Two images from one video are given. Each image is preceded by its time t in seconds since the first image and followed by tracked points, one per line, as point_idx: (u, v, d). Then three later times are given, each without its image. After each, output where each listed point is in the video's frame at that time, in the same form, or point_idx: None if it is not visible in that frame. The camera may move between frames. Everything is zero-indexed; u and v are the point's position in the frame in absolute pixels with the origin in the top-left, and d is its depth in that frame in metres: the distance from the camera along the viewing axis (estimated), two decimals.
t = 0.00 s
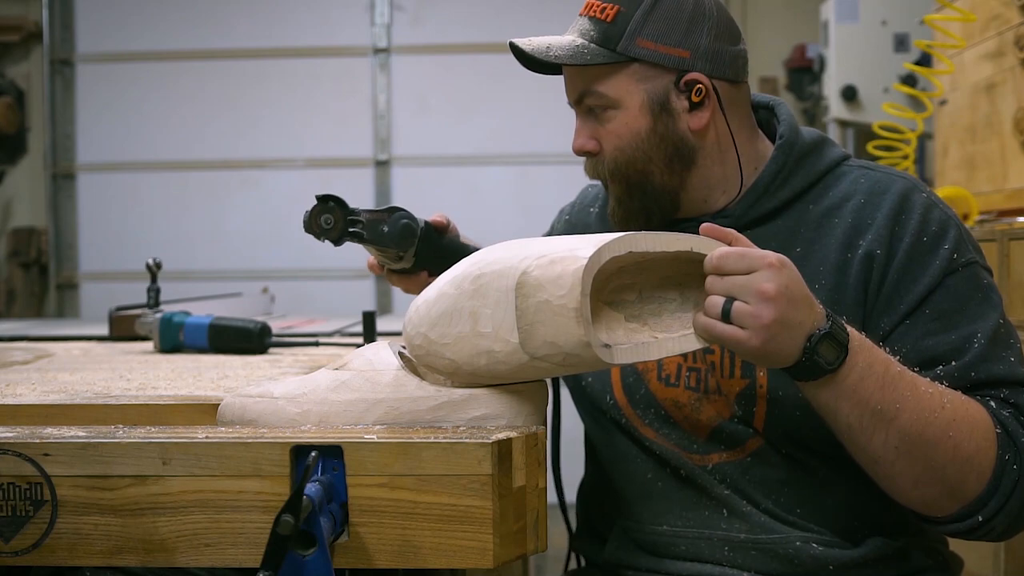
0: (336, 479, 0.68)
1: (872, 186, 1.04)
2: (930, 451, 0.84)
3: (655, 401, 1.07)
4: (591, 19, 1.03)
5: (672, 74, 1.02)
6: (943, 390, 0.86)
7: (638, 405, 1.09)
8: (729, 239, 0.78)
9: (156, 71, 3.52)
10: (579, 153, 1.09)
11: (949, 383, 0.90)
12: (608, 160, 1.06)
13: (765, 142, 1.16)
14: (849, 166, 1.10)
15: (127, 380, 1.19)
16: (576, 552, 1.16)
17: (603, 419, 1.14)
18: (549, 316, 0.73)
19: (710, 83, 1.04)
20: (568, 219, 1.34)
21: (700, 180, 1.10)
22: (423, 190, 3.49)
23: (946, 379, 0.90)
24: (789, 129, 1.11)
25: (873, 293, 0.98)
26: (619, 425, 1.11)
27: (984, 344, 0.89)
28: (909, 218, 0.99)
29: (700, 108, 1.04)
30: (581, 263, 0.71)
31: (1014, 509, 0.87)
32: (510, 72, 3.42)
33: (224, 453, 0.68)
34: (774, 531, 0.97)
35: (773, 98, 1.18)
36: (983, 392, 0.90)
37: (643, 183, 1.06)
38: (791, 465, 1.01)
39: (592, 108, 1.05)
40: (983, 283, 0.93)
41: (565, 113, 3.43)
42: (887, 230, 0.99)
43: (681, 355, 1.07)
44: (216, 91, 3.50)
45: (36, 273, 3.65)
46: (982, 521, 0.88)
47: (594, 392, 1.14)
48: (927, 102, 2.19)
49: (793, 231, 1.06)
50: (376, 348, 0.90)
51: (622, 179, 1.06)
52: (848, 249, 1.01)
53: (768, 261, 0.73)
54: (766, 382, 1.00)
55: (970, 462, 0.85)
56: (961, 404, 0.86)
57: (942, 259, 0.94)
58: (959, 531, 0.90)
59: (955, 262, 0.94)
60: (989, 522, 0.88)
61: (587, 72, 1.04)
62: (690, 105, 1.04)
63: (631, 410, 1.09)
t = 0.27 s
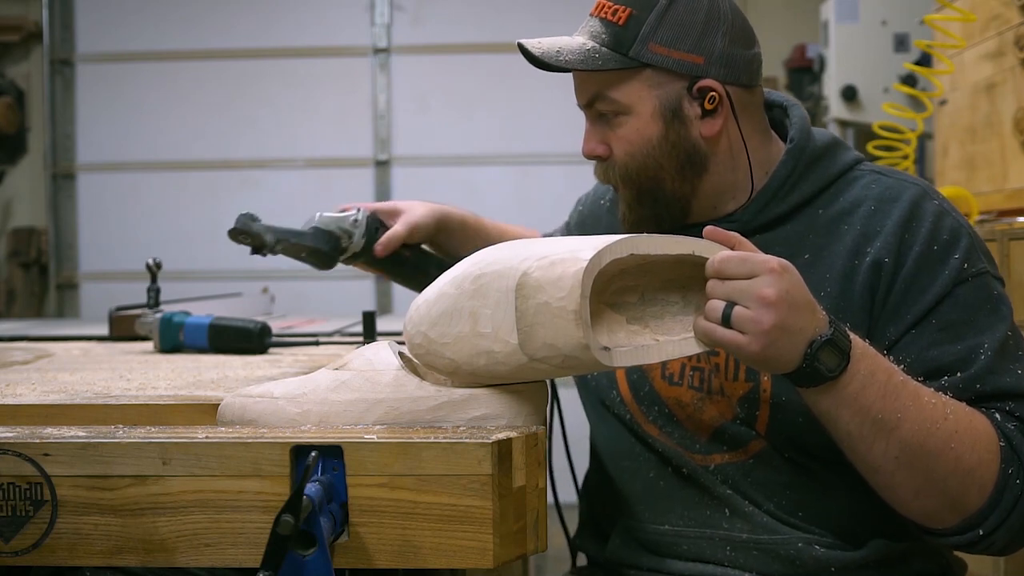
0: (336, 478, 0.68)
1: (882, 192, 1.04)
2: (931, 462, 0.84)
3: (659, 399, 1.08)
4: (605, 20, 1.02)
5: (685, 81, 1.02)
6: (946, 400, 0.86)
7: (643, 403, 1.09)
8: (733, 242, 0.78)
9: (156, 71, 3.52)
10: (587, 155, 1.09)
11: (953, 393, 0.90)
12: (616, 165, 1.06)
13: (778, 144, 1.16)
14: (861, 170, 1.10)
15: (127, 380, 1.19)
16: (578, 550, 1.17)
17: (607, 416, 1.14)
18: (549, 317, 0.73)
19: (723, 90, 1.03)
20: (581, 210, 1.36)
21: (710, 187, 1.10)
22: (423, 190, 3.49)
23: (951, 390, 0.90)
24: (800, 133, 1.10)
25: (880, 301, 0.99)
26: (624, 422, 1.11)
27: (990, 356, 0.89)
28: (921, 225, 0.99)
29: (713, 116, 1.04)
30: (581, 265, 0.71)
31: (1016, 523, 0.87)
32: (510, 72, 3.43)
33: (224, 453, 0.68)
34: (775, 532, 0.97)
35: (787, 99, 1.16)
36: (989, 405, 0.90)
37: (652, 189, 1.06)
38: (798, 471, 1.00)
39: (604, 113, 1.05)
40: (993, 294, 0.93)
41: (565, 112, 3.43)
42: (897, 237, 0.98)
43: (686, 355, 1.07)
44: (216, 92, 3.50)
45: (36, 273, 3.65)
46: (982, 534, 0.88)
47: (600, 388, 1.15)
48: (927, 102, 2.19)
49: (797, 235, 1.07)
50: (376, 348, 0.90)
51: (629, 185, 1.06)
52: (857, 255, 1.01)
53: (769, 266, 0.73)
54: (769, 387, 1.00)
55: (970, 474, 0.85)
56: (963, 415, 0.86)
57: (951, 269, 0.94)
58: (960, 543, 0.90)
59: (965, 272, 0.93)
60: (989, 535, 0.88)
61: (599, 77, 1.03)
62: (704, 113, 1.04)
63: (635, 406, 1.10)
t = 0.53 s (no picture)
0: (336, 479, 0.68)
1: (893, 193, 1.04)
2: (930, 465, 0.84)
3: (666, 403, 1.08)
4: None
5: (749, 48, 1.05)
6: (947, 403, 0.86)
7: (649, 406, 1.09)
8: (734, 243, 0.79)
9: (156, 71, 3.52)
10: (637, 121, 1.06)
11: (956, 397, 0.90)
12: (676, 127, 1.04)
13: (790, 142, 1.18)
14: (875, 170, 1.09)
15: (127, 380, 1.19)
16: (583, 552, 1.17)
17: (614, 419, 1.14)
18: (548, 316, 0.73)
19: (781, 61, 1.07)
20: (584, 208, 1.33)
21: (755, 160, 1.11)
22: (423, 190, 3.49)
23: (954, 393, 0.90)
24: (817, 129, 1.12)
25: (891, 301, 0.98)
26: (630, 425, 1.11)
27: (995, 359, 0.90)
28: (933, 226, 0.99)
29: (769, 85, 1.07)
30: (580, 265, 0.71)
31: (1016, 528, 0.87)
32: (509, 71, 3.43)
33: (224, 453, 0.68)
34: (782, 538, 0.96)
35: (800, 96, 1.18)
36: (993, 408, 0.90)
37: (710, 153, 1.05)
38: (806, 473, 1.00)
39: (666, 71, 1.03)
40: (1002, 296, 0.93)
41: (564, 112, 3.44)
42: (908, 237, 0.98)
43: (693, 357, 1.07)
44: (215, 91, 3.50)
45: (36, 273, 3.64)
46: (981, 539, 0.88)
47: (606, 390, 1.15)
48: (928, 102, 2.19)
49: (804, 235, 1.07)
50: (376, 348, 0.90)
51: (688, 147, 1.04)
52: (870, 256, 1.01)
53: (769, 267, 0.73)
54: (779, 391, 1.00)
55: (970, 477, 0.85)
56: (964, 418, 0.86)
57: (962, 270, 0.94)
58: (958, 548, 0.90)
59: (975, 273, 0.93)
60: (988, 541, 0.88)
61: (663, 33, 1.02)
62: (763, 81, 1.07)
63: (641, 409, 1.10)
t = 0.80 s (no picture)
0: (336, 478, 0.68)
1: (896, 187, 1.04)
2: (933, 459, 0.84)
3: (669, 403, 1.08)
4: None
5: (770, 39, 1.05)
6: (950, 398, 0.86)
7: (652, 407, 1.09)
8: (732, 241, 0.79)
9: (156, 71, 3.52)
10: (673, 106, 1.02)
11: (958, 389, 0.90)
12: (714, 112, 1.02)
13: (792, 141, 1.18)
14: (878, 166, 1.09)
15: (127, 380, 1.19)
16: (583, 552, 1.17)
17: (614, 420, 1.14)
18: (547, 316, 0.73)
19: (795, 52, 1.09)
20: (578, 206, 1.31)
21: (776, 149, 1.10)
22: (422, 189, 3.50)
23: (956, 385, 0.91)
24: (821, 124, 1.11)
25: (896, 294, 0.99)
26: (631, 426, 1.11)
27: (998, 350, 0.89)
28: (935, 219, 0.99)
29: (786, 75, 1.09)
30: (579, 264, 0.71)
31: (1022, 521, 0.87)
32: (509, 71, 3.43)
33: (225, 453, 0.68)
34: (784, 542, 0.96)
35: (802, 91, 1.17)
36: (995, 400, 0.90)
37: (746, 139, 1.03)
38: (808, 472, 1.00)
39: (704, 55, 1.01)
40: (1005, 288, 0.93)
41: (564, 112, 3.44)
42: (911, 231, 0.98)
43: (697, 357, 1.07)
44: (215, 91, 3.50)
45: (36, 273, 3.64)
46: (986, 532, 0.88)
47: (607, 390, 1.14)
48: (928, 102, 2.19)
49: (806, 231, 1.07)
50: (376, 348, 0.90)
51: (727, 133, 1.02)
52: (876, 249, 1.01)
53: (768, 265, 0.73)
54: (785, 389, 1.00)
55: (973, 471, 0.85)
56: (967, 412, 0.86)
57: (964, 261, 0.94)
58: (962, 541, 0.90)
59: (977, 265, 0.94)
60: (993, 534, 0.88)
61: (700, 16, 1.00)
62: (781, 71, 1.08)
63: (643, 410, 1.10)
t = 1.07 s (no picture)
0: (336, 479, 0.68)
1: (884, 180, 1.04)
2: (938, 451, 0.84)
3: (659, 403, 1.07)
4: None
5: (755, 40, 1.05)
6: (951, 388, 0.86)
7: (641, 407, 1.08)
8: (732, 241, 0.78)
9: (156, 71, 3.52)
10: (661, 106, 1.02)
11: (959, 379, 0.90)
12: (702, 112, 1.01)
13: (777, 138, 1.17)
14: (864, 160, 1.09)
15: (127, 380, 1.19)
16: (576, 552, 1.17)
17: (604, 421, 1.13)
18: (547, 316, 0.73)
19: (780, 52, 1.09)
20: (565, 206, 1.30)
21: (763, 149, 1.10)
22: (422, 190, 3.50)
23: (957, 375, 0.90)
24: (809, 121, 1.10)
25: (890, 287, 0.99)
26: (619, 426, 1.11)
27: (996, 339, 0.90)
28: (925, 212, 0.99)
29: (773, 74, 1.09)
30: (579, 264, 0.71)
31: None
32: (510, 71, 3.43)
33: (224, 453, 0.68)
34: (773, 545, 0.96)
35: (788, 88, 1.16)
36: (995, 388, 0.90)
37: (733, 139, 1.03)
38: (799, 470, 1.00)
39: (691, 55, 1.01)
40: (996, 279, 0.94)
41: (564, 112, 3.44)
42: (903, 224, 0.99)
43: (687, 356, 1.06)
44: (215, 91, 3.50)
45: (36, 273, 3.64)
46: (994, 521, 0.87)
47: (595, 391, 1.14)
48: (928, 102, 2.19)
49: (796, 227, 1.07)
50: (376, 348, 0.90)
51: (715, 133, 1.02)
52: (866, 243, 1.01)
53: (767, 262, 0.73)
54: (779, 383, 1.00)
55: (978, 460, 0.85)
56: (969, 402, 0.86)
57: (956, 253, 0.94)
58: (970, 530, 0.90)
59: (968, 257, 0.94)
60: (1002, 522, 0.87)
61: (685, 17, 1.00)
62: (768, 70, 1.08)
63: (632, 410, 1.09)
